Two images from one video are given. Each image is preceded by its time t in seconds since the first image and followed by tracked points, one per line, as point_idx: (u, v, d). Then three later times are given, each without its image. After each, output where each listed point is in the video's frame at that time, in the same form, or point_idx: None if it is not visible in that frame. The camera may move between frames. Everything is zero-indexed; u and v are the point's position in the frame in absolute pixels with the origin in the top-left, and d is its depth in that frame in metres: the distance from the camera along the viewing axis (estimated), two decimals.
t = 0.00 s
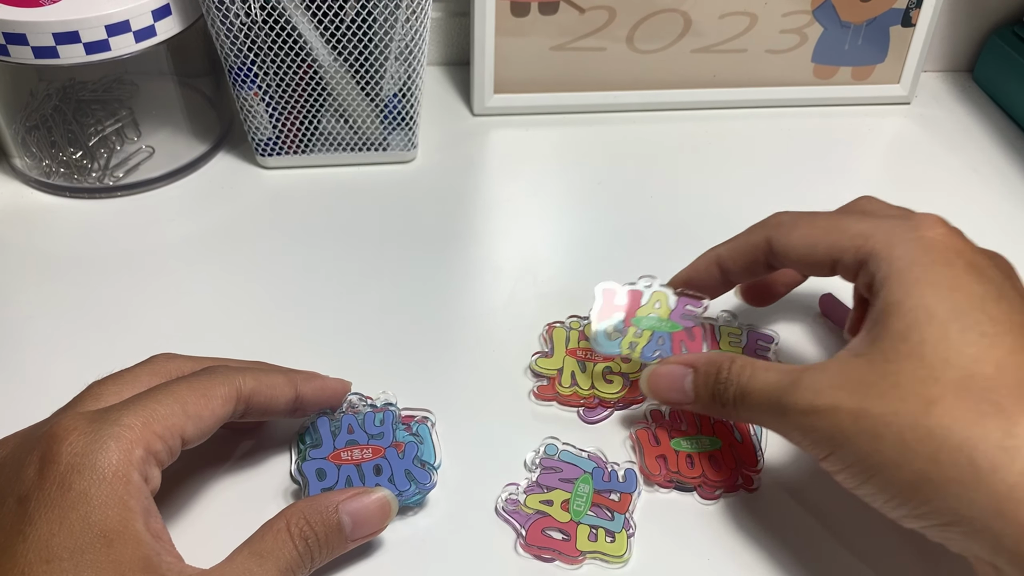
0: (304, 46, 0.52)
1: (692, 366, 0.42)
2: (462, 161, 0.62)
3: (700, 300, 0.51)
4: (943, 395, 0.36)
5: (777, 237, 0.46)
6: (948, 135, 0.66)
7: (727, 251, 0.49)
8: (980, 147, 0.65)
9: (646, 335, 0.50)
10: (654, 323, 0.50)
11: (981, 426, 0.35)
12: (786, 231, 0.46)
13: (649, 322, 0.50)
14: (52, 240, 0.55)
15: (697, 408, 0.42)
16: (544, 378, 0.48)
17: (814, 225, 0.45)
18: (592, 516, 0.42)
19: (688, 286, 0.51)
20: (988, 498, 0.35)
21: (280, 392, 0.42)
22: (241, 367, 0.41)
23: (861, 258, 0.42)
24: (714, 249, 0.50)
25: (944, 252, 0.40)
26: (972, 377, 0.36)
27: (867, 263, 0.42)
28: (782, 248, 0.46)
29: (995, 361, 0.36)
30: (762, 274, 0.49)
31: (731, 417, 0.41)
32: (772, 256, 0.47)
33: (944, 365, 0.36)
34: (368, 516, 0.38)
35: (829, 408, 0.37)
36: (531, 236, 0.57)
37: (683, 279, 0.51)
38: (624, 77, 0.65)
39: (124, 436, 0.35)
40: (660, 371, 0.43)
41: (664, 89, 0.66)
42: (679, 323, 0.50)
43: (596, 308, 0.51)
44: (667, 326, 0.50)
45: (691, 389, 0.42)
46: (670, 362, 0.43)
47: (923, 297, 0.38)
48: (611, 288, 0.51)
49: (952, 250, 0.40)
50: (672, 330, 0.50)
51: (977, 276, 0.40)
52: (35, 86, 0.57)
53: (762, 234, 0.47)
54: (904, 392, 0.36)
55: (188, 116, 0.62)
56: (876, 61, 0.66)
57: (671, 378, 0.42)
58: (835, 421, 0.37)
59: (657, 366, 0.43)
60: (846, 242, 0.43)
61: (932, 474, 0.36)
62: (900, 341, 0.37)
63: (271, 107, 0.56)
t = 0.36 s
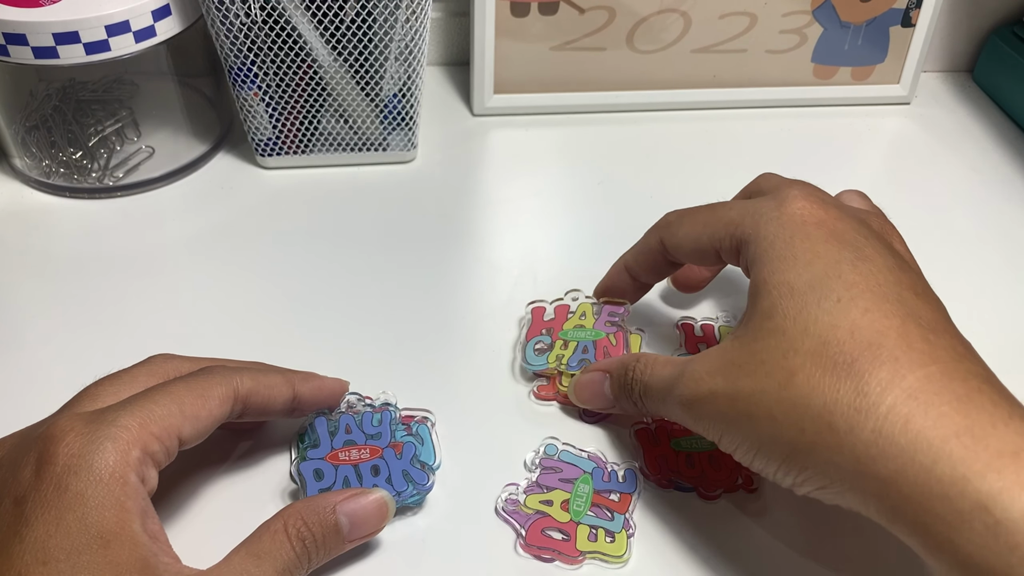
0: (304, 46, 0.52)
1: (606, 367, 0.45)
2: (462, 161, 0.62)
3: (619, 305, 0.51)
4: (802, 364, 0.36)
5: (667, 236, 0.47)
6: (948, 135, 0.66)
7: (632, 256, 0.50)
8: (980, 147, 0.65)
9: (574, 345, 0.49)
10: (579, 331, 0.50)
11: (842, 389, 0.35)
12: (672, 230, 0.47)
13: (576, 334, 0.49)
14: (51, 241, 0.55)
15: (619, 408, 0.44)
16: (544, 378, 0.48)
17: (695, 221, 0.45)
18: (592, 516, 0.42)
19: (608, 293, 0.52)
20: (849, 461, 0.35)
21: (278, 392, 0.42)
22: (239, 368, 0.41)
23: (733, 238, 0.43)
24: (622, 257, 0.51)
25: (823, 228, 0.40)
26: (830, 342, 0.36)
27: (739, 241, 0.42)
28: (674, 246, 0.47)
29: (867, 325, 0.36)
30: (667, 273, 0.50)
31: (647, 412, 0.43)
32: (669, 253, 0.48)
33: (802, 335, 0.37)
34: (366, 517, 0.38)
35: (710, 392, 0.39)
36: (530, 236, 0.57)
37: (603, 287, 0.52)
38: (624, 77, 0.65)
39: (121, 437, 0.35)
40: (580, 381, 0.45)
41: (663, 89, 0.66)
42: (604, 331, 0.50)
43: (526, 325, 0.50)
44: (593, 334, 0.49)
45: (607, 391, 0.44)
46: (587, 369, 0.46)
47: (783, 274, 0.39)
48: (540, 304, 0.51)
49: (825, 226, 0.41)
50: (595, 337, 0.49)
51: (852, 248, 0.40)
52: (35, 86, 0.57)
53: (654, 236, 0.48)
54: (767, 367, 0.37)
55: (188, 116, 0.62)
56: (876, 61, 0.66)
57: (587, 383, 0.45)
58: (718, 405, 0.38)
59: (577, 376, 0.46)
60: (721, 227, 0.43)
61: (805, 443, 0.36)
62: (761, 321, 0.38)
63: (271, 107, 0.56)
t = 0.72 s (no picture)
0: (304, 46, 0.52)
1: (611, 376, 0.44)
2: (462, 161, 0.62)
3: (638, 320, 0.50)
4: (805, 381, 0.36)
5: (670, 247, 0.48)
6: (948, 135, 0.66)
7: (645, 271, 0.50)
8: (980, 147, 0.65)
9: (579, 341, 0.49)
10: (588, 329, 0.50)
11: (846, 404, 0.35)
12: (673, 241, 0.48)
13: (585, 330, 0.50)
14: (51, 241, 0.55)
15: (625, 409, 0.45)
16: (544, 372, 0.48)
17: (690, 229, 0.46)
18: (592, 515, 0.42)
19: (626, 309, 0.51)
20: (862, 474, 0.35)
21: (278, 391, 0.42)
22: (238, 367, 0.41)
23: (720, 238, 0.43)
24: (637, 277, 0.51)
25: (811, 224, 0.39)
26: (833, 352, 0.36)
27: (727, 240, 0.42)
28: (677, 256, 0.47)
29: (866, 332, 0.35)
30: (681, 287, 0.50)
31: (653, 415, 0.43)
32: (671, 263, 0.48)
33: (804, 347, 0.36)
34: (365, 516, 0.38)
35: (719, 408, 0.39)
36: (530, 236, 0.57)
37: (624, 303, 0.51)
38: (624, 77, 0.65)
39: (121, 436, 0.35)
40: (584, 382, 0.45)
41: (664, 89, 0.66)
42: (612, 335, 0.49)
43: (541, 311, 0.51)
44: (601, 336, 0.49)
45: (611, 394, 0.44)
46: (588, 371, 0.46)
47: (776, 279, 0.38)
48: (559, 297, 0.52)
49: (811, 220, 0.40)
50: (603, 339, 0.49)
51: (840, 243, 0.39)
52: (35, 86, 0.57)
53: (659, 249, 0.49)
54: (774, 384, 0.37)
55: (188, 116, 0.62)
56: (876, 61, 0.66)
57: (591, 386, 0.45)
58: (730, 420, 0.38)
59: (581, 379, 0.46)
60: (711, 229, 0.44)
61: (815, 455, 0.36)
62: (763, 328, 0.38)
63: (271, 107, 0.56)
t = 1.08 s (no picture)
0: (304, 46, 0.52)
1: (638, 321, 0.43)
2: (462, 161, 0.62)
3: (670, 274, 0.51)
4: (864, 376, 0.36)
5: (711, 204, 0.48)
6: (948, 135, 0.66)
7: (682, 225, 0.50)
8: (980, 147, 0.65)
9: (604, 281, 0.51)
10: (618, 273, 0.51)
11: (902, 403, 0.36)
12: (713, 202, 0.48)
13: (612, 272, 0.51)
14: (52, 241, 0.55)
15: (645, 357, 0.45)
16: (545, 368, 0.49)
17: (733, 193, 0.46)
18: (592, 515, 0.42)
19: (658, 262, 0.51)
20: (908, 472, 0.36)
21: (278, 391, 0.42)
22: (239, 367, 0.41)
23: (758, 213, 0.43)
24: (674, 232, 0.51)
25: (852, 218, 0.40)
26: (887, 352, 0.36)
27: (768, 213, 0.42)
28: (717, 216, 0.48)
29: (920, 333, 0.36)
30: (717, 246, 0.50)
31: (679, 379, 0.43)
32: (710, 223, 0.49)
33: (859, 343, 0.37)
34: (364, 515, 0.38)
35: (768, 395, 0.39)
36: (530, 236, 0.57)
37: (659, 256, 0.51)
38: (624, 77, 0.65)
39: (121, 435, 0.35)
40: (609, 320, 0.45)
41: (664, 89, 0.66)
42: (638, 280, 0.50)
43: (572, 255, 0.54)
44: (626, 279, 0.51)
45: (636, 340, 0.44)
46: (616, 314, 0.45)
47: (830, 270, 0.38)
48: (594, 248, 0.55)
49: (852, 207, 0.40)
50: (628, 281, 0.50)
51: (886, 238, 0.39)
52: (35, 86, 0.57)
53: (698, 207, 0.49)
54: (828, 381, 0.37)
55: (188, 116, 0.62)
56: (876, 61, 0.66)
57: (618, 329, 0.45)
58: (773, 407, 0.39)
59: (608, 318, 0.45)
60: (754, 199, 0.44)
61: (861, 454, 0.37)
62: (818, 318, 0.38)
63: (271, 107, 0.56)
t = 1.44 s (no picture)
0: (304, 46, 0.52)
1: (687, 302, 0.43)
2: (462, 161, 0.62)
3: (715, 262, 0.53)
4: (931, 363, 0.37)
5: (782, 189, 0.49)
6: (948, 135, 0.66)
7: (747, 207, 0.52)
8: (979, 146, 0.65)
9: (652, 258, 0.54)
10: (665, 254, 0.54)
11: (965, 395, 0.37)
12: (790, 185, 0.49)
13: (659, 253, 0.54)
14: (52, 241, 0.55)
15: (686, 338, 0.44)
16: (546, 368, 0.49)
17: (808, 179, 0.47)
18: (592, 515, 0.42)
19: (708, 246, 0.54)
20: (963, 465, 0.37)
21: (278, 392, 0.42)
22: (239, 368, 0.41)
23: (838, 200, 0.44)
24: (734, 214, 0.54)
25: (925, 214, 0.40)
26: (956, 343, 0.37)
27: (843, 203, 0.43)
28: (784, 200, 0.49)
29: (970, 331, 0.37)
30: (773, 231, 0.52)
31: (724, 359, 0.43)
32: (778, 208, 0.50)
33: (929, 334, 0.38)
34: (365, 516, 0.38)
35: (825, 374, 0.39)
36: (530, 236, 0.57)
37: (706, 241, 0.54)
38: (624, 77, 0.65)
39: (122, 436, 0.35)
40: (653, 301, 0.45)
41: (663, 89, 0.66)
42: (687, 265, 0.53)
43: (620, 229, 0.57)
44: (676, 262, 0.54)
45: (681, 322, 0.44)
46: (664, 292, 0.45)
47: (908, 259, 0.39)
48: (638, 224, 0.57)
49: (930, 202, 0.41)
50: (677, 265, 0.53)
51: (950, 234, 0.40)
52: (35, 86, 0.57)
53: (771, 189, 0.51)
54: (892, 368, 0.38)
55: (188, 116, 0.62)
56: (876, 61, 0.66)
57: (662, 309, 0.44)
58: (830, 389, 0.39)
59: (653, 296, 0.45)
60: (832, 185, 0.45)
61: (911, 443, 0.37)
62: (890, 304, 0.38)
63: (271, 107, 0.56)
